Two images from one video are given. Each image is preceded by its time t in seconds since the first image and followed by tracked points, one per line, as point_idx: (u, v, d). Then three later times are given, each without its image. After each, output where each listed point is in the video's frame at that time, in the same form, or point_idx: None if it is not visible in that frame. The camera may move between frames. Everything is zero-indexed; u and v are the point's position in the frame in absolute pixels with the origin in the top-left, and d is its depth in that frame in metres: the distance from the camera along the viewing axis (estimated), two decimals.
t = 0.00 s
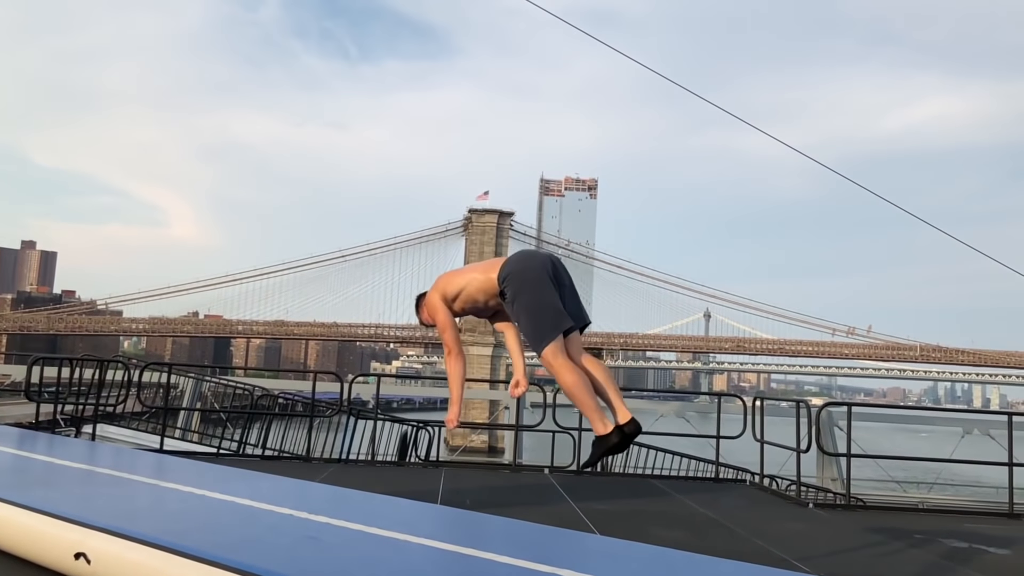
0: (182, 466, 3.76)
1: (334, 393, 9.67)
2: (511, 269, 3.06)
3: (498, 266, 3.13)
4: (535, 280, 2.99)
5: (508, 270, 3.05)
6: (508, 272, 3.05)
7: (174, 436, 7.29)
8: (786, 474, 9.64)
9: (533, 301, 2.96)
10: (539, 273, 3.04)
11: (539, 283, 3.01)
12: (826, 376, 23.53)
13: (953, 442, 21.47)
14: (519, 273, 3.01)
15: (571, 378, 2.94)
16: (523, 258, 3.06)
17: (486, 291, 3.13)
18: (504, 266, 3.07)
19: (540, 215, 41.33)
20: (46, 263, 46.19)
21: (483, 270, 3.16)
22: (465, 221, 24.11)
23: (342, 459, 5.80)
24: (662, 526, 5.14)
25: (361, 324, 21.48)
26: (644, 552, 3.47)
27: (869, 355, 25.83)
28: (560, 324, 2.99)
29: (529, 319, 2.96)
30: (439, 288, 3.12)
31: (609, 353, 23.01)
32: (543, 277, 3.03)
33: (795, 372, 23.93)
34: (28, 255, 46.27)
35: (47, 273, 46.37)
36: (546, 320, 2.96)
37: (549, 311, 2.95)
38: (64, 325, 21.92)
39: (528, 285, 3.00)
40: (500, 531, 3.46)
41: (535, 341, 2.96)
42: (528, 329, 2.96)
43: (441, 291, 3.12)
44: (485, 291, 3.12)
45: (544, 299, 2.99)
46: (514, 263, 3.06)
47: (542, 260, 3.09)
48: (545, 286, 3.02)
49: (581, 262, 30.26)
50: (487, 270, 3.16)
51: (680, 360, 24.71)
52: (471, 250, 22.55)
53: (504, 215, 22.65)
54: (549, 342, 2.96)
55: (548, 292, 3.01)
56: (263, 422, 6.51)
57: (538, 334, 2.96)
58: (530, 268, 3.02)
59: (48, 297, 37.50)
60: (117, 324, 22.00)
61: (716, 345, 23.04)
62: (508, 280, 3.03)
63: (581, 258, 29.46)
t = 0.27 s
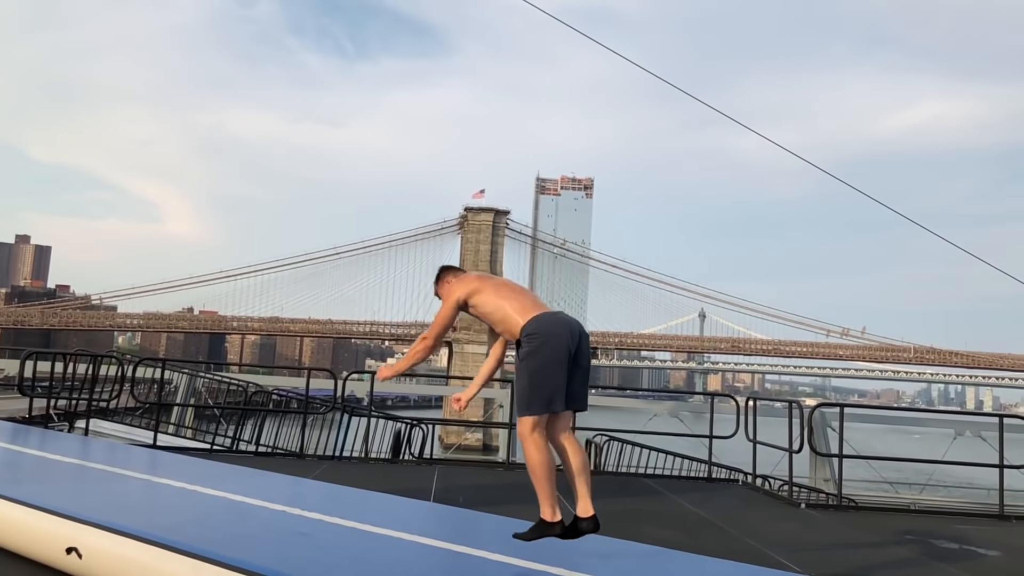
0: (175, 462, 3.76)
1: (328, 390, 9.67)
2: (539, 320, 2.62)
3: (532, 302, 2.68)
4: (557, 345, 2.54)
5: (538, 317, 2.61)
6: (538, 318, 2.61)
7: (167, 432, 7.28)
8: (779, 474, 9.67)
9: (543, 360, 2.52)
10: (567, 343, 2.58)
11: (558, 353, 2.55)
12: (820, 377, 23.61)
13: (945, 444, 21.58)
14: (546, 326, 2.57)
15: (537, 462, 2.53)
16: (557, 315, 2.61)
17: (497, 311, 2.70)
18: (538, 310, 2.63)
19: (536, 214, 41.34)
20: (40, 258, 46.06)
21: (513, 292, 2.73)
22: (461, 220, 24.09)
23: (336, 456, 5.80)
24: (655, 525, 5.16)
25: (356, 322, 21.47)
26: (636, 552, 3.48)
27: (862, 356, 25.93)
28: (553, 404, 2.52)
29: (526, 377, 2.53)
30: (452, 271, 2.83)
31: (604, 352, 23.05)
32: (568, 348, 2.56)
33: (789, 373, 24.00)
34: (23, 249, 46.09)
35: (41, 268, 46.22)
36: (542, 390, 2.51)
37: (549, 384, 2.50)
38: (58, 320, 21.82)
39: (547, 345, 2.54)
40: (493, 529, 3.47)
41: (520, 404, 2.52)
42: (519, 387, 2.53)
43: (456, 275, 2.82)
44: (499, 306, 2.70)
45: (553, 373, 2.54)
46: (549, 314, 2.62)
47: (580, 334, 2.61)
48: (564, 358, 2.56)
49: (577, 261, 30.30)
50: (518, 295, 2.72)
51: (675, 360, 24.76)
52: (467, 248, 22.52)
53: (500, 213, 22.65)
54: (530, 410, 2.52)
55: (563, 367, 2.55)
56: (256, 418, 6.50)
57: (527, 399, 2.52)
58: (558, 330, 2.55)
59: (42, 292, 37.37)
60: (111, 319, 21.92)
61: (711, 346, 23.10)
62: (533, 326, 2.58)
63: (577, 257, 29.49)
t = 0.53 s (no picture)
0: (162, 458, 3.77)
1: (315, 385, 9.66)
2: (536, 391, 2.29)
3: (533, 361, 2.34)
4: (541, 425, 2.22)
5: (532, 385, 2.29)
6: (530, 386, 2.29)
7: (153, 428, 7.26)
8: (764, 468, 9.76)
9: (523, 438, 2.22)
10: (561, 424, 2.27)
11: (547, 434, 2.24)
12: (807, 372, 23.83)
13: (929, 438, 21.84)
14: (536, 400, 2.26)
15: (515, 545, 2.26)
16: (554, 391, 2.29)
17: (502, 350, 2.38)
18: (535, 375, 2.30)
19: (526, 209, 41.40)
20: (26, 253, 45.59)
21: (525, 333, 2.38)
22: (450, 215, 24.07)
23: (323, 451, 5.81)
24: (641, 519, 5.21)
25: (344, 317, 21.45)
26: (622, 546, 3.52)
27: (849, 351, 26.17)
28: (531, 488, 2.22)
29: (505, 451, 2.25)
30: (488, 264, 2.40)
31: (592, 347, 23.15)
32: (555, 431, 2.23)
33: (776, 368, 24.19)
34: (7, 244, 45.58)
35: (26, 262, 45.78)
36: (519, 472, 2.22)
37: (526, 467, 2.20)
38: (43, 315, 21.64)
39: (534, 420, 2.25)
40: (481, 524, 3.49)
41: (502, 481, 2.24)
42: (506, 460, 2.24)
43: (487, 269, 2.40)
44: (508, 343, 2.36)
45: (543, 456, 2.23)
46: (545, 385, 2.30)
47: (570, 414, 2.27)
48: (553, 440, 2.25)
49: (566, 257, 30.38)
50: (525, 343, 2.37)
51: (663, 355, 24.90)
52: (456, 244, 22.48)
53: (489, 209, 22.65)
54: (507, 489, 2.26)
55: (549, 449, 2.22)
56: (243, 414, 6.50)
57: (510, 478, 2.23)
58: (548, 408, 2.25)
59: (28, 287, 37.09)
60: (98, 314, 21.76)
61: (698, 341, 23.25)
62: (522, 396, 2.28)
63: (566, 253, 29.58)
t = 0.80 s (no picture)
0: (142, 454, 3.77)
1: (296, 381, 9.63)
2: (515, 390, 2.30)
3: (523, 360, 2.33)
4: (519, 423, 2.25)
5: (511, 384, 2.29)
6: (510, 384, 2.30)
7: (133, 424, 7.21)
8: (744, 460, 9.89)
9: (495, 438, 2.24)
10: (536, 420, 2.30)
11: (523, 435, 2.26)
12: (788, 365, 24.12)
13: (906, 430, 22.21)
14: (512, 399, 2.28)
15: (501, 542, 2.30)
16: (532, 392, 2.30)
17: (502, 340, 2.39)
18: (516, 374, 2.30)
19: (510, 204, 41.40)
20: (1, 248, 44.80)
21: (520, 328, 2.36)
22: (433, 209, 24.00)
23: (305, 446, 5.81)
24: (622, 512, 5.29)
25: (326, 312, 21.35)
26: (602, 537, 3.58)
27: (829, 345, 26.51)
28: (510, 486, 2.25)
29: (485, 453, 2.27)
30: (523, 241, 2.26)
31: (576, 342, 23.22)
32: (531, 428, 2.26)
33: (757, 361, 24.45)
34: None
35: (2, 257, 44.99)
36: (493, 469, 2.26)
37: (505, 465, 2.22)
38: (19, 311, 21.31)
39: (510, 420, 2.26)
40: (462, 516, 3.53)
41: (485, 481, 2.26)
42: (488, 459, 2.26)
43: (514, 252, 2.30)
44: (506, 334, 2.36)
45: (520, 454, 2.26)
46: (523, 386, 2.31)
47: (542, 408, 2.31)
48: (530, 441, 2.27)
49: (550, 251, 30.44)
50: (517, 337, 2.36)
51: (646, 349, 25.08)
52: (439, 238, 22.42)
53: (472, 203, 22.63)
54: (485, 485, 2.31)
55: (526, 445, 2.25)
56: (224, 409, 6.48)
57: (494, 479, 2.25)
58: (525, 411, 2.26)
59: (3, 283, 36.48)
60: (76, 310, 21.47)
61: (680, 335, 23.43)
62: (500, 393, 2.29)
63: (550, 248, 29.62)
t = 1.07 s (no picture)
0: (117, 450, 3.76)
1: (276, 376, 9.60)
2: (498, 325, 2.39)
3: (514, 307, 2.42)
4: (499, 354, 2.35)
5: (495, 320, 2.39)
6: (493, 319, 2.39)
7: (109, 420, 7.16)
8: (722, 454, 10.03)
9: (479, 367, 2.31)
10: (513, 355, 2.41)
11: (503, 367, 2.36)
12: (767, 359, 24.43)
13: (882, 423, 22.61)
14: (495, 331, 2.36)
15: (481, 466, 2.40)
16: (512, 327, 2.41)
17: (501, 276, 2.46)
18: (502, 313, 2.39)
19: (492, 199, 41.39)
20: None
21: (528, 278, 2.43)
22: (414, 204, 23.92)
23: (284, 441, 5.81)
24: (599, 506, 5.36)
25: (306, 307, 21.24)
26: (578, 530, 3.63)
27: (807, 339, 26.86)
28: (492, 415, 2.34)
29: (467, 383, 2.35)
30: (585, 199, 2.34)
31: (557, 337, 23.30)
32: (511, 359, 2.37)
33: (736, 356, 24.74)
34: None
35: None
36: (473, 396, 2.33)
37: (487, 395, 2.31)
38: None
39: (490, 352, 2.35)
40: (440, 511, 3.57)
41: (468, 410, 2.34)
42: (470, 390, 2.33)
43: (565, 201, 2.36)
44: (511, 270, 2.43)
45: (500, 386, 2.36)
46: (506, 322, 2.40)
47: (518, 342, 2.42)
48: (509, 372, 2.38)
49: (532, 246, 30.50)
50: (519, 288, 2.43)
51: (626, 344, 25.25)
52: (419, 233, 22.35)
53: (453, 198, 22.60)
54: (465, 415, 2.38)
55: (505, 377, 2.36)
56: (202, 405, 6.45)
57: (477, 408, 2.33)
58: (511, 344, 2.35)
59: None
60: (51, 305, 21.16)
61: (660, 330, 23.62)
62: (484, 327, 2.37)
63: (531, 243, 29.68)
